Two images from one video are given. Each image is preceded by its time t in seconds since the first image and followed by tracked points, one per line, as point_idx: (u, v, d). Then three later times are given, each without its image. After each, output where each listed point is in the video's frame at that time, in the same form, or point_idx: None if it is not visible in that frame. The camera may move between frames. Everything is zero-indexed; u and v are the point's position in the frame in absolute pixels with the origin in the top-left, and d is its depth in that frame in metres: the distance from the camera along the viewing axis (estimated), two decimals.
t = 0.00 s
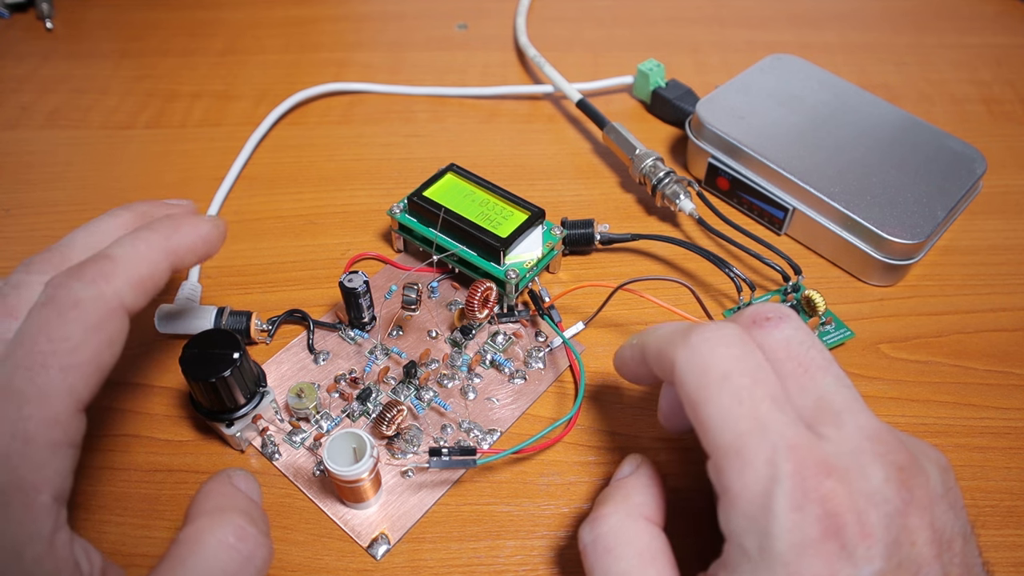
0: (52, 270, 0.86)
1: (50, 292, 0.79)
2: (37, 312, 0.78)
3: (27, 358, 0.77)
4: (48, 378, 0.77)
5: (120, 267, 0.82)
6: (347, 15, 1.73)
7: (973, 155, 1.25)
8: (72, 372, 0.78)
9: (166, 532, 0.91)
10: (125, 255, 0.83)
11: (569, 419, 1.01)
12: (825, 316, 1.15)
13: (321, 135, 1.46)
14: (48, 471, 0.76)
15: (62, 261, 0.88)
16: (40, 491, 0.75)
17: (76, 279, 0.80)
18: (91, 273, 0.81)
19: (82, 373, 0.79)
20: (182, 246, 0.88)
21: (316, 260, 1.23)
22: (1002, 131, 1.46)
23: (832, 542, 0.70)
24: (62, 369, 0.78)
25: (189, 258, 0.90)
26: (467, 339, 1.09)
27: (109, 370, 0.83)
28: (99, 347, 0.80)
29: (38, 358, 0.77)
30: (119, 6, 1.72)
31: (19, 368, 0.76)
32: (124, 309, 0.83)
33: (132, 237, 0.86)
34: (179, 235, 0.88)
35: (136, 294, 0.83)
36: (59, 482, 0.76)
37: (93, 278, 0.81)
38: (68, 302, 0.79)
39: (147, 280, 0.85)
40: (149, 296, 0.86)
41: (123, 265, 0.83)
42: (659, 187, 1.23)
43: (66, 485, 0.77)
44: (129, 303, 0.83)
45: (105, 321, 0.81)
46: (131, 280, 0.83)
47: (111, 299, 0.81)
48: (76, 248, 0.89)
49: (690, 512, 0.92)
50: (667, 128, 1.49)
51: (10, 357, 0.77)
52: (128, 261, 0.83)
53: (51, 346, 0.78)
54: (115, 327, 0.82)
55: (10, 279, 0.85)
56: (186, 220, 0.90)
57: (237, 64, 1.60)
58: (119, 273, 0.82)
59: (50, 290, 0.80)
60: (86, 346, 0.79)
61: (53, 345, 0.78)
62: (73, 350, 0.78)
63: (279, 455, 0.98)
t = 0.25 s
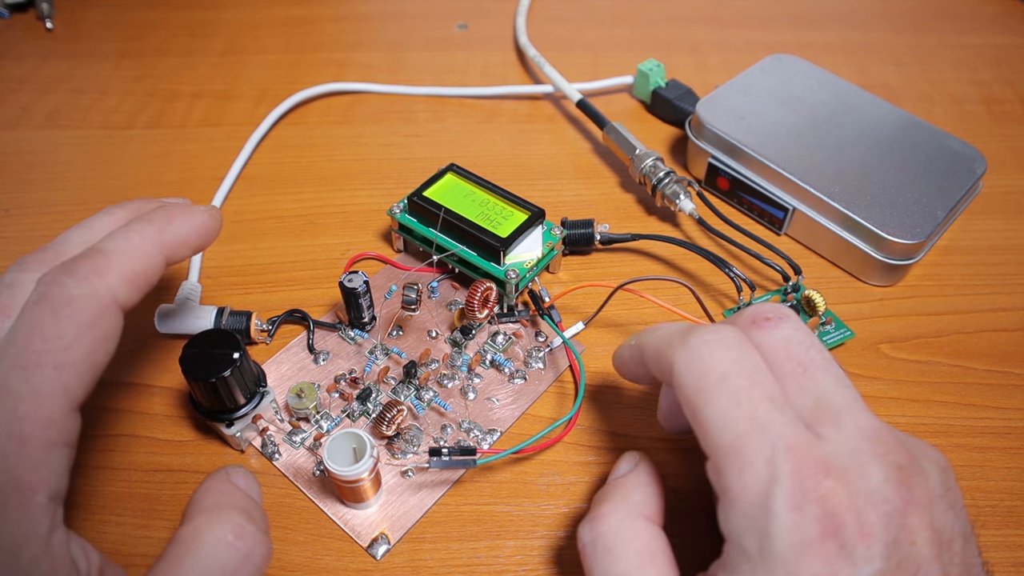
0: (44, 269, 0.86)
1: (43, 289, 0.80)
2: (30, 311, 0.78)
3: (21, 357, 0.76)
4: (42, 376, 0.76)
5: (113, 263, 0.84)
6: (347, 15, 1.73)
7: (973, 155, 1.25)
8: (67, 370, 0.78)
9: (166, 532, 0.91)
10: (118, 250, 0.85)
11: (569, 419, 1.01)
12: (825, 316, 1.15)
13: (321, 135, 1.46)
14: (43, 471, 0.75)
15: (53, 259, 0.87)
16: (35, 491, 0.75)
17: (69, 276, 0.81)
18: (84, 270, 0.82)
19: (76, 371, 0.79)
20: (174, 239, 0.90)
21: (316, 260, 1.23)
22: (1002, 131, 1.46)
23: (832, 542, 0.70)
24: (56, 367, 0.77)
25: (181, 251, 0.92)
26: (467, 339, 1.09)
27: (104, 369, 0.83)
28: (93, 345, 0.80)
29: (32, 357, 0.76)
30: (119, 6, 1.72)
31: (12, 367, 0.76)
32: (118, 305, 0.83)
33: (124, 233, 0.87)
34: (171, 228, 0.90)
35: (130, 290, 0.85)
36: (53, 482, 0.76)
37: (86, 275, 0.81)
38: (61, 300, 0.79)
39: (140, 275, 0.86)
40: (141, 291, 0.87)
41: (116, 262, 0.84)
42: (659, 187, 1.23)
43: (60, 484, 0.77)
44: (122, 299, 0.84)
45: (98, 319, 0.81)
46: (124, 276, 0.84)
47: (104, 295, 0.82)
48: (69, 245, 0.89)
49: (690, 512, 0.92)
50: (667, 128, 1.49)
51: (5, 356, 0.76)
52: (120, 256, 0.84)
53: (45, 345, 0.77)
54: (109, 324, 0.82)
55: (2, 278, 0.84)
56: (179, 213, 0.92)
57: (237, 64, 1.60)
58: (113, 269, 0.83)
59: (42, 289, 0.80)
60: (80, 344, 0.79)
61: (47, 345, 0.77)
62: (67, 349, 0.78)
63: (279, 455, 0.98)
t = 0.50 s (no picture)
0: (48, 272, 0.86)
1: (52, 294, 0.80)
2: (38, 315, 0.78)
3: (26, 360, 0.76)
4: (45, 381, 0.76)
5: (121, 268, 0.83)
6: (347, 15, 1.73)
7: (973, 155, 1.25)
8: (71, 375, 0.78)
9: (166, 532, 0.91)
10: (126, 254, 0.84)
11: (569, 419, 1.01)
12: (825, 316, 1.15)
13: (321, 135, 1.46)
14: (43, 473, 0.76)
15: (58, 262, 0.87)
16: (36, 493, 0.75)
17: (77, 281, 0.81)
18: (93, 275, 0.82)
19: (82, 376, 0.79)
20: (184, 242, 0.89)
21: (316, 260, 1.23)
22: (1002, 131, 1.46)
23: (832, 543, 0.70)
24: (61, 372, 0.77)
25: (189, 252, 0.91)
26: (467, 339, 1.09)
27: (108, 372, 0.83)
28: (99, 350, 0.80)
29: (36, 360, 0.76)
30: (119, 6, 1.72)
31: (18, 371, 0.76)
32: (125, 310, 0.83)
33: (132, 238, 0.86)
34: (180, 231, 0.89)
35: (137, 295, 0.84)
36: (54, 484, 0.76)
37: (94, 279, 0.81)
38: (69, 305, 0.79)
39: (148, 280, 0.86)
40: (150, 296, 0.87)
41: (125, 267, 0.84)
42: (659, 187, 1.23)
43: (61, 487, 0.77)
44: (130, 305, 0.84)
45: (105, 325, 0.81)
46: (132, 281, 0.84)
47: (112, 301, 0.82)
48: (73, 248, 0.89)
49: (689, 512, 0.92)
50: (667, 128, 1.49)
51: (10, 358, 0.77)
52: (129, 261, 0.84)
53: (51, 349, 0.77)
54: (116, 330, 0.82)
55: (3, 278, 0.84)
56: (190, 212, 0.91)
57: (237, 64, 1.60)
58: (120, 273, 0.83)
59: (50, 292, 0.80)
60: (85, 349, 0.79)
61: (53, 348, 0.77)
62: (73, 353, 0.78)
63: (279, 455, 0.98)
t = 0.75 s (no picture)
0: (47, 270, 0.85)
1: (50, 291, 0.80)
2: (36, 312, 0.79)
3: (26, 356, 0.76)
4: (46, 377, 0.76)
5: (117, 266, 0.82)
6: (347, 15, 1.73)
7: (973, 155, 1.25)
8: (70, 371, 0.78)
9: (166, 532, 0.91)
10: (122, 252, 0.84)
11: (569, 419, 1.00)
12: (825, 316, 1.15)
13: (321, 135, 1.46)
14: (45, 469, 0.76)
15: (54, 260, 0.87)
16: (38, 489, 0.75)
17: (74, 278, 0.80)
18: (89, 272, 0.81)
19: (81, 372, 0.79)
20: (178, 243, 0.89)
21: (316, 260, 1.23)
22: (1002, 131, 1.46)
23: (831, 542, 0.70)
24: (59, 367, 0.77)
25: (185, 252, 0.90)
26: (467, 339, 1.09)
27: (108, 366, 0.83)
28: (97, 346, 0.80)
29: (36, 357, 0.77)
30: (119, 6, 1.72)
31: (17, 369, 0.76)
32: (122, 308, 0.82)
33: (128, 236, 0.85)
34: (175, 233, 0.89)
35: (134, 292, 0.84)
36: (56, 480, 0.77)
37: (90, 276, 0.81)
38: (66, 301, 0.79)
39: (144, 277, 0.85)
40: (147, 293, 0.86)
41: (121, 264, 0.83)
42: (659, 187, 1.23)
43: (63, 482, 0.78)
44: (127, 301, 0.83)
45: (102, 321, 0.80)
46: (129, 278, 0.83)
47: (108, 298, 0.81)
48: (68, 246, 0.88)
49: (689, 512, 0.92)
50: (667, 128, 1.49)
51: (9, 354, 0.77)
52: (125, 259, 0.83)
53: (50, 345, 0.77)
54: (113, 326, 0.81)
55: (5, 278, 0.84)
56: (182, 217, 0.91)
57: (237, 64, 1.60)
58: (117, 271, 0.82)
59: (48, 289, 0.80)
60: (84, 345, 0.79)
61: (52, 344, 0.77)
62: (71, 349, 0.78)
63: (279, 455, 0.98)
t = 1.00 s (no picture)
0: (45, 269, 0.84)
1: (42, 288, 0.80)
2: (29, 310, 0.79)
3: (20, 354, 0.77)
4: (41, 374, 0.77)
5: (110, 263, 0.83)
6: (347, 15, 1.73)
7: (973, 155, 1.25)
8: (65, 367, 0.79)
9: (166, 532, 0.91)
10: (115, 249, 0.85)
11: (569, 419, 1.00)
12: (825, 316, 1.15)
13: (321, 135, 1.46)
14: (43, 467, 0.76)
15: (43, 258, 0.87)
16: (37, 488, 0.75)
17: (67, 275, 0.81)
18: (82, 269, 0.82)
19: (76, 369, 0.79)
20: (170, 239, 0.90)
21: (316, 260, 1.23)
22: (1002, 131, 1.46)
23: (831, 542, 0.70)
24: (54, 364, 0.78)
25: (177, 249, 0.92)
26: (467, 339, 1.09)
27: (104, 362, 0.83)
28: (92, 342, 0.81)
29: (31, 354, 0.77)
30: (119, 6, 1.72)
31: (14, 366, 0.76)
32: (116, 303, 0.83)
33: (121, 234, 0.87)
34: (167, 230, 0.90)
35: (128, 289, 0.85)
36: (54, 478, 0.77)
37: (83, 273, 0.82)
38: (60, 298, 0.80)
39: (138, 274, 0.86)
40: (141, 289, 0.87)
41: (114, 261, 0.84)
42: (659, 187, 1.23)
43: (61, 481, 0.77)
44: (121, 297, 0.84)
45: (96, 316, 0.81)
46: (122, 274, 0.84)
47: (102, 294, 0.82)
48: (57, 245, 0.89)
49: (689, 512, 0.92)
50: (667, 128, 1.49)
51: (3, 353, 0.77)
52: (118, 256, 0.84)
53: (44, 343, 0.78)
54: (107, 322, 0.82)
55: (2, 278, 0.82)
56: (173, 213, 0.92)
57: (237, 64, 1.60)
58: (111, 268, 0.83)
59: (40, 286, 0.81)
60: (79, 341, 0.80)
61: (46, 342, 0.78)
62: (66, 345, 0.79)
63: (279, 455, 0.98)
